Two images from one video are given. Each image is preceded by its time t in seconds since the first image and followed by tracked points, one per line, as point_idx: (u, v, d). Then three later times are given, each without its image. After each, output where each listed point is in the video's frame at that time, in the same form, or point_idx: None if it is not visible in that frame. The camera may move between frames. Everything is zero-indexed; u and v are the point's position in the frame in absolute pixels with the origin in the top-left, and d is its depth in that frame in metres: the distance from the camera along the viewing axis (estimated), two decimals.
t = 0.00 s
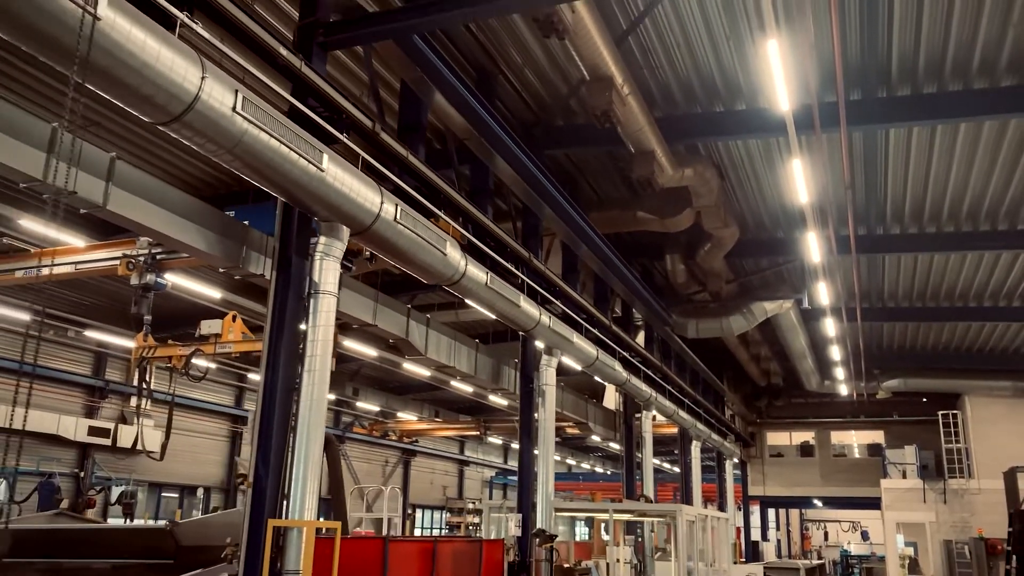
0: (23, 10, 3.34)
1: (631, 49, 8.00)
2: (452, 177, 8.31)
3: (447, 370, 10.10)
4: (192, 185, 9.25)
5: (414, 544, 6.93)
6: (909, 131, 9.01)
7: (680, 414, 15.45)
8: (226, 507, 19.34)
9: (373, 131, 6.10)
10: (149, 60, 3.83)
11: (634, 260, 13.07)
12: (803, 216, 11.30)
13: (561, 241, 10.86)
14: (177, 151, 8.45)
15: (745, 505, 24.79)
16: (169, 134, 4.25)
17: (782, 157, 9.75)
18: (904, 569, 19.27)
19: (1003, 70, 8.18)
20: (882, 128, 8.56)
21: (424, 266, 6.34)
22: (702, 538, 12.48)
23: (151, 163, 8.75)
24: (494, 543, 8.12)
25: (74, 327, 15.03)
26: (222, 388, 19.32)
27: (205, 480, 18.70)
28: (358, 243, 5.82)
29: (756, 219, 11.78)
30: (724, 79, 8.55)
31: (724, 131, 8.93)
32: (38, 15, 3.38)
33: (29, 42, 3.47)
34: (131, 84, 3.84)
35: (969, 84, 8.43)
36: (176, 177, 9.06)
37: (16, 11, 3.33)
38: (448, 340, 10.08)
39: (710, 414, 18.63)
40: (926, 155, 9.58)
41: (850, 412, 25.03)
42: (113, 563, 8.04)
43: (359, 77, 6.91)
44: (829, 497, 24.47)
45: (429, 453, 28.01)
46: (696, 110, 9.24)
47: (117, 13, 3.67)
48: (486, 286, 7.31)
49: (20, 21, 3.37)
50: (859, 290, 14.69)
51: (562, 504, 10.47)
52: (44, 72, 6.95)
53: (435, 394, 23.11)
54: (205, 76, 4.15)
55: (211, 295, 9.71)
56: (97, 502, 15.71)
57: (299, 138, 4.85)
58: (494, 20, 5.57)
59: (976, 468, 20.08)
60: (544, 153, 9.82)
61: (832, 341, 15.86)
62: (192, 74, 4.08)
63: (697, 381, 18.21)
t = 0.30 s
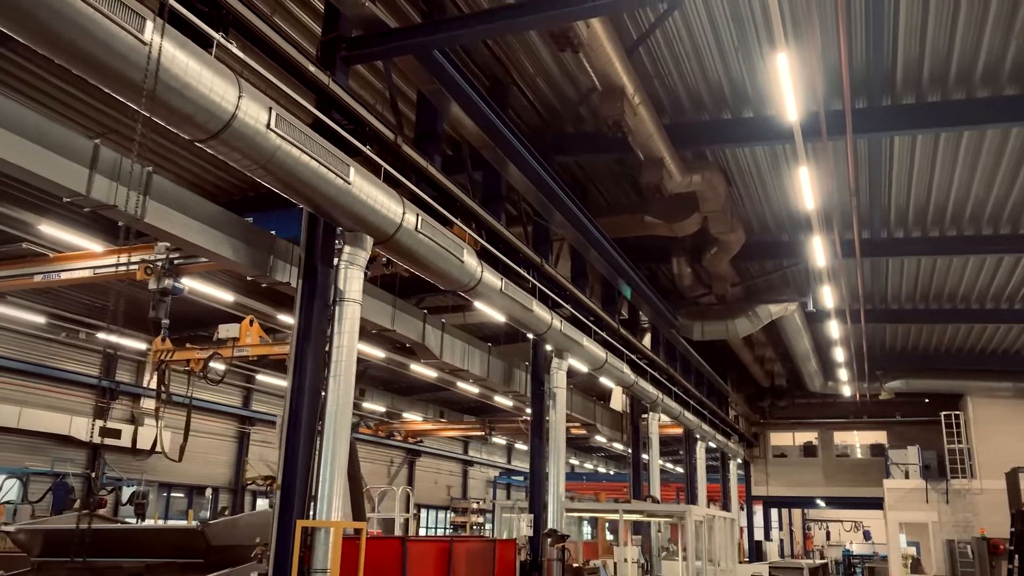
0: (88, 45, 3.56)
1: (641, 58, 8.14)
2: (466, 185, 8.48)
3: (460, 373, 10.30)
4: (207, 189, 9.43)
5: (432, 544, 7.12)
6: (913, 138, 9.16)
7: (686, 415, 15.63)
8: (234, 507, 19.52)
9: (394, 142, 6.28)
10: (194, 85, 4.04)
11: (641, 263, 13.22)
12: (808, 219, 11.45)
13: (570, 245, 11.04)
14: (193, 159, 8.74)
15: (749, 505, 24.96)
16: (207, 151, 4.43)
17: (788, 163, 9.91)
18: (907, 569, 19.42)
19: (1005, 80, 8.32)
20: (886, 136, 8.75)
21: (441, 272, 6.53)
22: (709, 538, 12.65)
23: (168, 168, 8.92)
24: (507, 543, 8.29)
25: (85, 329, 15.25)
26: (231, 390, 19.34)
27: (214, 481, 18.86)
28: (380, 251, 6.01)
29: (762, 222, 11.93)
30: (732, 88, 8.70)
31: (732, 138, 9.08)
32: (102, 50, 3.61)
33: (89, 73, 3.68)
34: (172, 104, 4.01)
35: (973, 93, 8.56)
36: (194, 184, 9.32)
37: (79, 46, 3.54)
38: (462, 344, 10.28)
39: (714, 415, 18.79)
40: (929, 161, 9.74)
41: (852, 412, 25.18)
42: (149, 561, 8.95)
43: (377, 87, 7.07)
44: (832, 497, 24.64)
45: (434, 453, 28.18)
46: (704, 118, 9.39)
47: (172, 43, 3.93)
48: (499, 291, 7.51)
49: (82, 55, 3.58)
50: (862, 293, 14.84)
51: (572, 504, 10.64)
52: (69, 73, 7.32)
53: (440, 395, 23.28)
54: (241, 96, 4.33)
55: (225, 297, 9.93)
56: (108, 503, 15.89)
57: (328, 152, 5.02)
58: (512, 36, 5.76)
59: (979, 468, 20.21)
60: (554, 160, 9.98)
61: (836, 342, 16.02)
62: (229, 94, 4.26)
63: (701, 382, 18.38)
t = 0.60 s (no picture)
0: (110, 56, 3.65)
1: (648, 69, 8.31)
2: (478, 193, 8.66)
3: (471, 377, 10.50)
4: (222, 195, 9.62)
5: (446, 544, 7.30)
6: (914, 146, 9.33)
7: (689, 417, 15.80)
8: (241, 507, 19.69)
9: (411, 154, 6.48)
10: (219, 101, 4.20)
11: (645, 267, 13.39)
12: (811, 224, 11.62)
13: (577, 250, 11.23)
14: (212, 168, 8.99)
15: (751, 505, 25.13)
16: (238, 167, 4.62)
17: (791, 171, 10.09)
18: (908, 568, 19.59)
19: (1004, 89, 8.47)
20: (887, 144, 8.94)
21: (456, 279, 6.72)
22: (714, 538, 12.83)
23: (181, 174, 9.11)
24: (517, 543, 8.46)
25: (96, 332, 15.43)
26: (238, 391, 19.57)
27: (221, 482, 19.03)
28: (397, 260, 6.19)
29: (765, 227, 12.10)
30: (737, 99, 8.87)
31: (737, 147, 9.26)
32: (124, 61, 3.70)
33: (116, 87, 3.82)
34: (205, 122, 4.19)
35: (973, 102, 8.72)
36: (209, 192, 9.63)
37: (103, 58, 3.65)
38: (474, 348, 10.49)
39: (717, 416, 18.98)
40: (930, 167, 9.91)
41: (853, 413, 25.34)
42: (175, 559, 8.76)
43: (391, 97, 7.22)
44: (834, 497, 24.82)
45: (437, 454, 28.34)
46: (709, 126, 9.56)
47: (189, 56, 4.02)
48: (510, 296, 7.73)
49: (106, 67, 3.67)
50: (864, 296, 15.02)
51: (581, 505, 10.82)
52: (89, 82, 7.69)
53: (445, 396, 23.45)
54: (271, 115, 4.52)
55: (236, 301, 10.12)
56: (117, 503, 16.05)
57: (351, 165, 5.21)
58: (525, 51, 5.95)
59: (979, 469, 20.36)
60: (561, 167, 10.16)
61: (838, 344, 16.20)
62: (259, 113, 4.45)
63: (704, 383, 18.55)
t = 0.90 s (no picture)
0: (113, 58, 3.66)
1: (653, 78, 8.46)
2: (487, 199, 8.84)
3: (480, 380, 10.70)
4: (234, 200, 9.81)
5: (457, 543, 7.47)
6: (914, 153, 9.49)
7: (692, 418, 15.98)
8: (248, 507, 19.87)
9: (425, 165, 6.66)
10: (232, 108, 4.26)
11: (649, 270, 13.55)
12: (813, 228, 11.78)
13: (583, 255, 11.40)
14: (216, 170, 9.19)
15: (752, 505, 25.31)
16: (263, 181, 4.80)
17: (794, 177, 10.26)
18: (908, 568, 19.78)
19: (1003, 98, 8.62)
20: (888, 151, 9.11)
21: (468, 286, 6.91)
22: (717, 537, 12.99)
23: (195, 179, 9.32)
24: (524, 543, 8.63)
25: (106, 334, 15.57)
26: (244, 392, 19.73)
27: (228, 482, 19.19)
28: (411, 268, 6.37)
29: (767, 231, 12.25)
30: (741, 108, 9.03)
31: (740, 154, 9.43)
32: (129, 64, 3.72)
33: (151, 108, 3.98)
34: (233, 139, 4.36)
35: (972, 110, 8.87)
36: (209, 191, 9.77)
37: (109, 62, 3.67)
38: (483, 351, 10.69)
39: (720, 417, 19.15)
40: (930, 173, 10.07)
41: (854, 414, 25.52)
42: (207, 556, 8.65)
43: (403, 107, 7.41)
44: (834, 497, 25.00)
45: (441, 454, 28.50)
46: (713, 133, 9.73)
47: (193, 59, 4.02)
48: (519, 301, 7.96)
49: (110, 69, 3.68)
50: (866, 298, 15.18)
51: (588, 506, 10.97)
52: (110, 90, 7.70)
53: (448, 397, 23.62)
54: (294, 132, 4.69)
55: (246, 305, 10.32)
56: (126, 504, 16.20)
57: (369, 178, 5.39)
58: (533, 66, 6.12)
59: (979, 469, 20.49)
60: (568, 173, 10.33)
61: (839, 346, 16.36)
62: (284, 130, 4.64)
63: (706, 384, 18.72)
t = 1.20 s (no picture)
0: (150, 80, 3.76)
1: (659, 88, 8.62)
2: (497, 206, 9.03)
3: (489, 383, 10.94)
4: (248, 205, 9.96)
5: (468, 543, 7.65)
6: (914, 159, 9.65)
7: (695, 419, 16.15)
8: (254, 507, 20.04)
9: (439, 175, 6.84)
10: (259, 125, 4.39)
11: (653, 273, 13.72)
12: (815, 233, 11.94)
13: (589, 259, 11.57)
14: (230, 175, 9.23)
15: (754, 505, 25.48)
16: (288, 196, 4.96)
17: (796, 183, 10.42)
18: (908, 568, 19.96)
19: (1002, 108, 8.78)
20: (888, 158, 9.28)
21: (479, 292, 7.09)
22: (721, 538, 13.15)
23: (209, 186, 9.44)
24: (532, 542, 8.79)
25: (115, 336, 15.73)
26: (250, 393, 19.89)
27: (234, 482, 19.36)
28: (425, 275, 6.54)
29: (770, 235, 12.42)
30: (745, 116, 9.20)
31: (743, 161, 9.60)
32: (165, 86, 3.83)
33: (185, 128, 4.13)
34: (261, 156, 4.52)
35: (971, 119, 9.04)
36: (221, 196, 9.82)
37: (146, 84, 3.78)
38: (492, 355, 10.93)
39: (721, 418, 19.32)
40: (930, 179, 10.23)
41: (855, 415, 25.69)
42: (222, 559, 8.54)
43: (414, 116, 7.59)
44: (835, 498, 25.17)
45: (444, 455, 28.67)
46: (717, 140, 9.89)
47: (226, 82, 4.18)
48: (528, 307, 8.18)
49: (145, 91, 3.79)
50: (867, 301, 15.34)
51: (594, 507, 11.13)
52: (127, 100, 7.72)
53: (452, 398, 23.78)
54: (318, 149, 4.87)
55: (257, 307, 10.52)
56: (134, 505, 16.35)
57: (388, 190, 5.56)
58: (544, 80, 6.30)
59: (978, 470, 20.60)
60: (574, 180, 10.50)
61: (840, 348, 16.53)
62: (309, 146, 4.80)
63: (708, 385, 18.89)
